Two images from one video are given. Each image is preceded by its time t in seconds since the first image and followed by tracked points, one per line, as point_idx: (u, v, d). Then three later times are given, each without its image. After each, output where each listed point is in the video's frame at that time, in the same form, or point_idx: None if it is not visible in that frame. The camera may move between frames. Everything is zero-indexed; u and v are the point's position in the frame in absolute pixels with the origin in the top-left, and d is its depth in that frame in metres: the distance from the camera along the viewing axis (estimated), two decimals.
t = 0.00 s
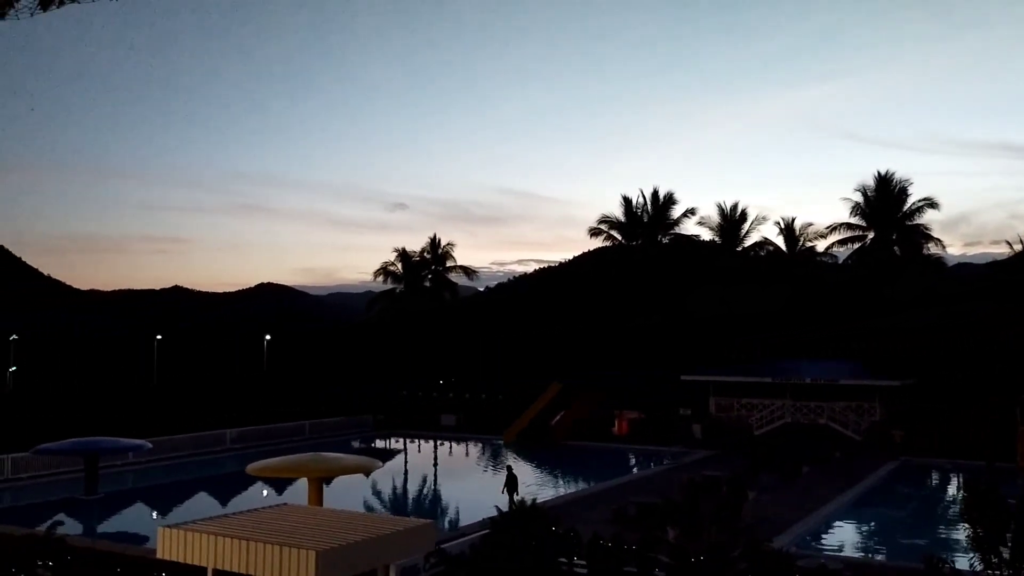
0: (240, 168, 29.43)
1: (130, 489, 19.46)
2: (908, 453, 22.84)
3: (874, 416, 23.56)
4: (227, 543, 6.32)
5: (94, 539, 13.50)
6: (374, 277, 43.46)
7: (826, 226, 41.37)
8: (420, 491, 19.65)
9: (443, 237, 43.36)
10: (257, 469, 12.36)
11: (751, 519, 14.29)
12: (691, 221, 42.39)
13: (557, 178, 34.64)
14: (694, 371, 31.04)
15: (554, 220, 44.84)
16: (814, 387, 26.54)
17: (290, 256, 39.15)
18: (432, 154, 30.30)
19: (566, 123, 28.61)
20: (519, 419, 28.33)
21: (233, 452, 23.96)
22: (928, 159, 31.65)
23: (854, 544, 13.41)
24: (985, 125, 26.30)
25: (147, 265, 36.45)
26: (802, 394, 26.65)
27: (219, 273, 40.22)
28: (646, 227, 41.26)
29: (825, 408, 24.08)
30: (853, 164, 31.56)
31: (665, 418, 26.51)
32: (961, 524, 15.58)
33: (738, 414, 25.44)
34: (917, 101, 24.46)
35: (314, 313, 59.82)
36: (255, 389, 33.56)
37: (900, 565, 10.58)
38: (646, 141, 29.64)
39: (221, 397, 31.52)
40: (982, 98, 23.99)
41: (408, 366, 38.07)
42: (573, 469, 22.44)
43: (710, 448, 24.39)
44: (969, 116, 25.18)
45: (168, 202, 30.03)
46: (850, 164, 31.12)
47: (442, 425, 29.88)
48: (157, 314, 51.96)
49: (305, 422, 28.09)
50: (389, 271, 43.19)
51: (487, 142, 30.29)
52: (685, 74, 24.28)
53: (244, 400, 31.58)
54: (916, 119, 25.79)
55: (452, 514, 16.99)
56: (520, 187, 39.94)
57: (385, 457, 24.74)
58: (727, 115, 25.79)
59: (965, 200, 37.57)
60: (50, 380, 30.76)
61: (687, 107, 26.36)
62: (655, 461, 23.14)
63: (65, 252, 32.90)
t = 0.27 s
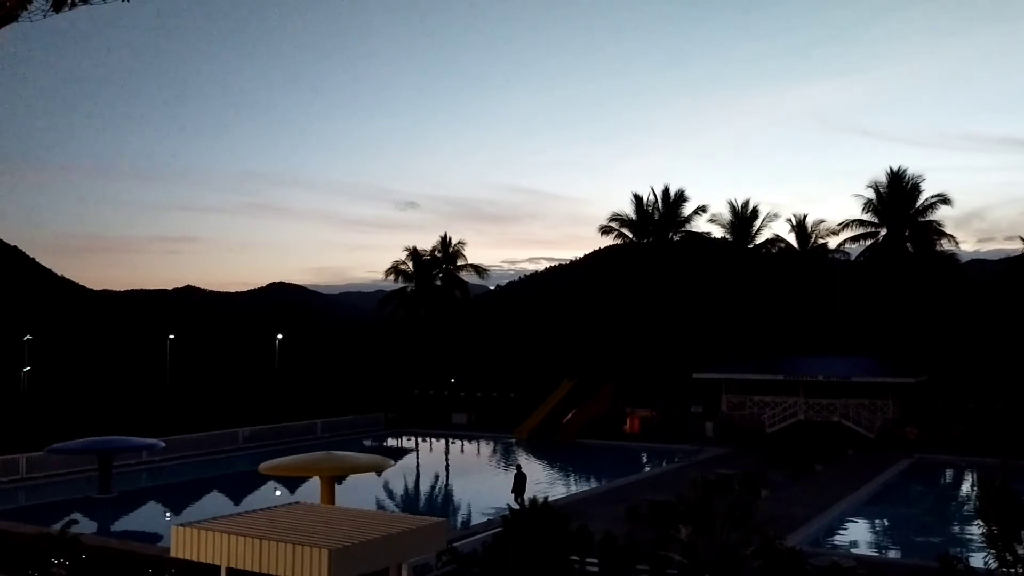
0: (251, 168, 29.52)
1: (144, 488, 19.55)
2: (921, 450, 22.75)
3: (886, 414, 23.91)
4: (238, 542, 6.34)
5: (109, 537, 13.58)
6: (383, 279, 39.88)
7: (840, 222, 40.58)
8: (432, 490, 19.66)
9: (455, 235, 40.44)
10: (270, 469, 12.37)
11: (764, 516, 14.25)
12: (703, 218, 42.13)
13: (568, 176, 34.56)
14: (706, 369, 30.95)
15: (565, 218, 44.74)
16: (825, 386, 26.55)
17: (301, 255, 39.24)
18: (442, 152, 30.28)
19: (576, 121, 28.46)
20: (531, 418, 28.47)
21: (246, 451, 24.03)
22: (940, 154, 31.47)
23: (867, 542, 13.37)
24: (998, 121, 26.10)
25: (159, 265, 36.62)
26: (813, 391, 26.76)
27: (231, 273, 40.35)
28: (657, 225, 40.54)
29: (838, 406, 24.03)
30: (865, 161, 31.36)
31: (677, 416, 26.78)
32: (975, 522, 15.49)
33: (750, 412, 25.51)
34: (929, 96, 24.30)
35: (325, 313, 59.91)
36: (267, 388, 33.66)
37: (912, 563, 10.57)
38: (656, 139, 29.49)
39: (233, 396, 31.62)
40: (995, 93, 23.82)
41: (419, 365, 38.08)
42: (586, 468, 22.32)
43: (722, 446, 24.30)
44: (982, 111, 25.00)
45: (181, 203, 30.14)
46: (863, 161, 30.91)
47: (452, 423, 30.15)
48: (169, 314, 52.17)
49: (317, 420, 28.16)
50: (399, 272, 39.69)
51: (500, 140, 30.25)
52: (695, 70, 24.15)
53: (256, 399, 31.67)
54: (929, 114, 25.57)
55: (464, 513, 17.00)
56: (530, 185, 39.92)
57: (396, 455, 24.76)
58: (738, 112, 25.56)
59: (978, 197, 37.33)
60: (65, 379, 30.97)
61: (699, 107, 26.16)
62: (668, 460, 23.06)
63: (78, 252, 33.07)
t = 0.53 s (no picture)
0: (263, 168, 29.60)
1: (158, 487, 19.67)
2: (935, 448, 22.60)
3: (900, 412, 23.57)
4: (251, 539, 6.37)
5: (123, 536, 13.66)
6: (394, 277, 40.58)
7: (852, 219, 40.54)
8: (443, 488, 19.69)
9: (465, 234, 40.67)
10: (282, 467, 12.42)
11: (777, 514, 14.19)
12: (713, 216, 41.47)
13: (578, 174, 34.49)
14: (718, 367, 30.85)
15: (575, 216, 44.70)
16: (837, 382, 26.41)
17: (312, 254, 39.33)
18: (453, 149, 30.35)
19: (587, 120, 28.44)
20: (542, 415, 28.45)
21: (259, 450, 24.13)
22: (955, 149, 31.26)
23: (881, 540, 13.31)
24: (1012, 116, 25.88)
25: (172, 265, 36.81)
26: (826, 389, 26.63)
27: (243, 272, 40.50)
28: (668, 223, 39.62)
29: (851, 404, 23.93)
30: (877, 157, 31.17)
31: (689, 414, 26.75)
32: (990, 520, 15.39)
33: (762, 410, 25.40)
34: (942, 91, 24.13)
35: (336, 312, 60.06)
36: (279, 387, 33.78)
37: (927, 561, 10.52)
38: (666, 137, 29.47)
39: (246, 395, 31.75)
40: (1008, 89, 23.63)
41: (430, 363, 38.13)
42: (597, 466, 22.28)
43: (734, 444, 24.21)
44: (996, 108, 24.79)
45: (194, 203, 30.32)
46: (875, 157, 30.73)
47: (463, 421, 30.19)
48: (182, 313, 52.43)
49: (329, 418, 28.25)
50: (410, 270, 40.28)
51: (511, 138, 30.27)
52: (706, 66, 24.10)
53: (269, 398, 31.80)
54: (942, 111, 25.46)
55: (476, 511, 17.02)
56: (541, 183, 39.88)
57: (408, 454, 24.80)
58: (749, 109, 25.49)
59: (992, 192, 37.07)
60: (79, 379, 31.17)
61: (709, 106, 26.11)
62: (680, 457, 22.99)
63: (92, 252, 33.27)
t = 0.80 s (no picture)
0: (274, 168, 29.71)
1: (171, 485, 19.77)
2: (948, 446, 22.43)
3: (912, 410, 23.62)
4: (264, 537, 6.40)
5: (136, 535, 13.73)
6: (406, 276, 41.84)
7: (864, 216, 40.21)
8: (454, 487, 19.71)
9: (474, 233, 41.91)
10: (295, 465, 12.45)
11: (789, 513, 14.11)
12: (725, 213, 41.30)
13: (588, 172, 34.43)
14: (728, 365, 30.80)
15: (586, 214, 44.65)
16: (850, 380, 26.38)
17: (324, 252, 39.43)
18: (462, 146, 30.35)
19: (597, 118, 28.38)
20: (552, 414, 28.42)
21: (271, 448, 24.22)
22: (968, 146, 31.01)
23: (894, 539, 13.24)
24: None
25: (183, 264, 36.97)
26: (837, 387, 26.61)
27: (255, 271, 40.66)
28: (679, 220, 39.52)
29: (863, 402, 23.89)
30: (890, 154, 31.00)
31: (700, 413, 26.72)
32: (1004, 519, 15.29)
33: (774, 408, 25.34)
34: (955, 87, 23.98)
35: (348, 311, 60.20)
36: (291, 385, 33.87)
37: (939, 560, 10.46)
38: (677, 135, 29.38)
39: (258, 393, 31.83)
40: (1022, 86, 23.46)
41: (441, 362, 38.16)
42: (608, 465, 22.29)
43: (745, 443, 24.13)
44: (1010, 105, 24.60)
45: (204, 201, 30.41)
46: (887, 155, 30.56)
47: (474, 420, 30.18)
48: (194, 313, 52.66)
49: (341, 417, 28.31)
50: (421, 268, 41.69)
51: (520, 137, 30.25)
52: (716, 65, 24.00)
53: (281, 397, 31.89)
54: (954, 108, 25.28)
55: (487, 509, 17.03)
56: (551, 181, 39.84)
57: (420, 452, 24.83)
58: (759, 106, 25.39)
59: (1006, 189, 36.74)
60: (92, 378, 31.35)
61: (719, 104, 26.00)
62: (691, 456, 22.94)
63: (105, 252, 33.46)
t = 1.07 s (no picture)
0: (284, 167, 29.77)
1: (182, 484, 19.85)
2: (960, 445, 22.33)
3: (925, 408, 23.45)
4: (274, 535, 6.42)
5: (148, 533, 13.79)
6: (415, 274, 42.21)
7: (875, 214, 40.06)
8: (465, 485, 19.75)
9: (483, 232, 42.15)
10: (306, 464, 12.48)
11: (800, 512, 14.06)
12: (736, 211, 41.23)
13: (598, 170, 34.38)
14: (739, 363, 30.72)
15: (596, 212, 44.59)
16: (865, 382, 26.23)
17: (334, 250, 39.52)
18: (471, 145, 30.36)
19: (606, 117, 28.32)
20: (563, 413, 28.40)
21: (282, 447, 24.28)
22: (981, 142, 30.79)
23: (906, 538, 13.18)
24: None
25: (194, 264, 37.11)
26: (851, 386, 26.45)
27: (265, 270, 40.77)
28: (689, 219, 39.32)
29: (875, 401, 23.83)
30: (902, 152, 30.82)
31: (711, 412, 26.68)
32: (1017, 518, 15.19)
33: (785, 406, 25.21)
34: (968, 85, 23.82)
35: (358, 309, 60.31)
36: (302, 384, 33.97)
37: (952, 559, 10.40)
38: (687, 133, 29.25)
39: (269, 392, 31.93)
40: None
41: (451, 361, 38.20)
42: (618, 464, 22.29)
43: (756, 441, 24.07)
44: None
45: (215, 201, 30.51)
46: (899, 152, 30.42)
47: (484, 419, 30.20)
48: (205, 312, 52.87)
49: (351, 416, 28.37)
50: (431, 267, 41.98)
51: (531, 135, 30.23)
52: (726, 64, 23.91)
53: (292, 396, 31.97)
54: (966, 106, 25.13)
55: (497, 508, 17.05)
56: (561, 179, 39.82)
57: (430, 451, 24.85)
58: (769, 105, 25.30)
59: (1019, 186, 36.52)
60: (104, 378, 31.49)
61: (731, 104, 25.91)
62: (702, 455, 22.88)
63: (116, 251, 33.61)
